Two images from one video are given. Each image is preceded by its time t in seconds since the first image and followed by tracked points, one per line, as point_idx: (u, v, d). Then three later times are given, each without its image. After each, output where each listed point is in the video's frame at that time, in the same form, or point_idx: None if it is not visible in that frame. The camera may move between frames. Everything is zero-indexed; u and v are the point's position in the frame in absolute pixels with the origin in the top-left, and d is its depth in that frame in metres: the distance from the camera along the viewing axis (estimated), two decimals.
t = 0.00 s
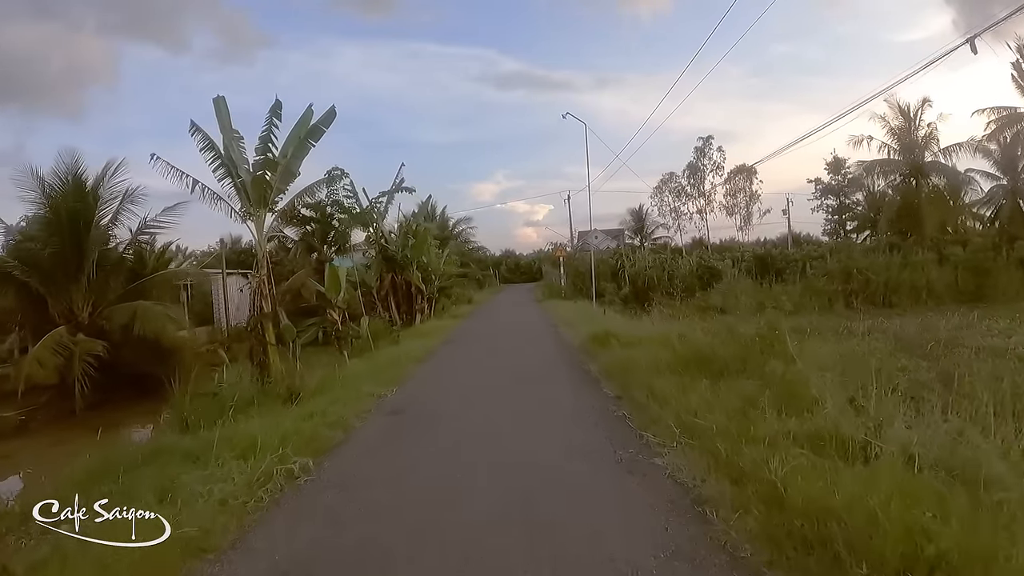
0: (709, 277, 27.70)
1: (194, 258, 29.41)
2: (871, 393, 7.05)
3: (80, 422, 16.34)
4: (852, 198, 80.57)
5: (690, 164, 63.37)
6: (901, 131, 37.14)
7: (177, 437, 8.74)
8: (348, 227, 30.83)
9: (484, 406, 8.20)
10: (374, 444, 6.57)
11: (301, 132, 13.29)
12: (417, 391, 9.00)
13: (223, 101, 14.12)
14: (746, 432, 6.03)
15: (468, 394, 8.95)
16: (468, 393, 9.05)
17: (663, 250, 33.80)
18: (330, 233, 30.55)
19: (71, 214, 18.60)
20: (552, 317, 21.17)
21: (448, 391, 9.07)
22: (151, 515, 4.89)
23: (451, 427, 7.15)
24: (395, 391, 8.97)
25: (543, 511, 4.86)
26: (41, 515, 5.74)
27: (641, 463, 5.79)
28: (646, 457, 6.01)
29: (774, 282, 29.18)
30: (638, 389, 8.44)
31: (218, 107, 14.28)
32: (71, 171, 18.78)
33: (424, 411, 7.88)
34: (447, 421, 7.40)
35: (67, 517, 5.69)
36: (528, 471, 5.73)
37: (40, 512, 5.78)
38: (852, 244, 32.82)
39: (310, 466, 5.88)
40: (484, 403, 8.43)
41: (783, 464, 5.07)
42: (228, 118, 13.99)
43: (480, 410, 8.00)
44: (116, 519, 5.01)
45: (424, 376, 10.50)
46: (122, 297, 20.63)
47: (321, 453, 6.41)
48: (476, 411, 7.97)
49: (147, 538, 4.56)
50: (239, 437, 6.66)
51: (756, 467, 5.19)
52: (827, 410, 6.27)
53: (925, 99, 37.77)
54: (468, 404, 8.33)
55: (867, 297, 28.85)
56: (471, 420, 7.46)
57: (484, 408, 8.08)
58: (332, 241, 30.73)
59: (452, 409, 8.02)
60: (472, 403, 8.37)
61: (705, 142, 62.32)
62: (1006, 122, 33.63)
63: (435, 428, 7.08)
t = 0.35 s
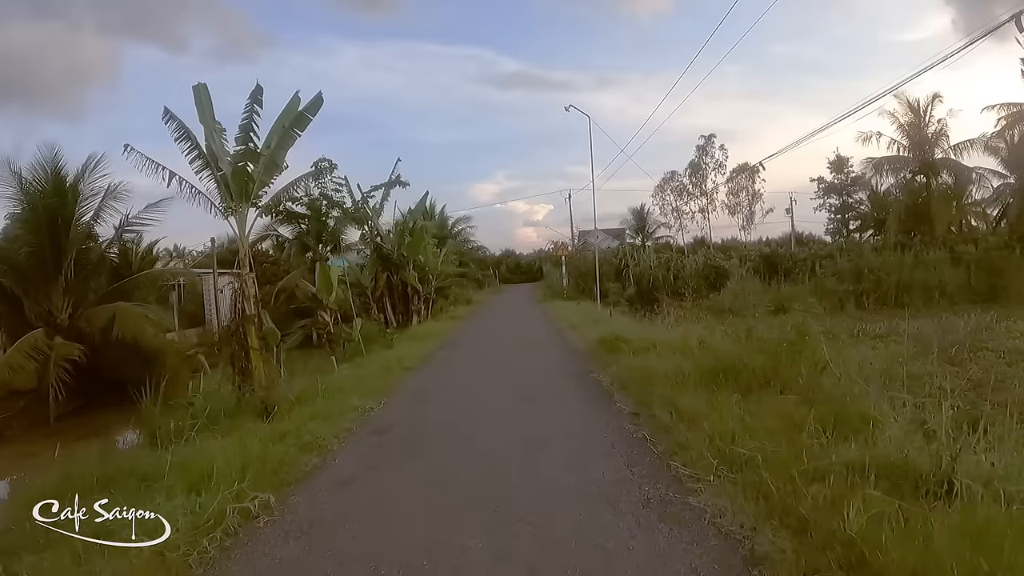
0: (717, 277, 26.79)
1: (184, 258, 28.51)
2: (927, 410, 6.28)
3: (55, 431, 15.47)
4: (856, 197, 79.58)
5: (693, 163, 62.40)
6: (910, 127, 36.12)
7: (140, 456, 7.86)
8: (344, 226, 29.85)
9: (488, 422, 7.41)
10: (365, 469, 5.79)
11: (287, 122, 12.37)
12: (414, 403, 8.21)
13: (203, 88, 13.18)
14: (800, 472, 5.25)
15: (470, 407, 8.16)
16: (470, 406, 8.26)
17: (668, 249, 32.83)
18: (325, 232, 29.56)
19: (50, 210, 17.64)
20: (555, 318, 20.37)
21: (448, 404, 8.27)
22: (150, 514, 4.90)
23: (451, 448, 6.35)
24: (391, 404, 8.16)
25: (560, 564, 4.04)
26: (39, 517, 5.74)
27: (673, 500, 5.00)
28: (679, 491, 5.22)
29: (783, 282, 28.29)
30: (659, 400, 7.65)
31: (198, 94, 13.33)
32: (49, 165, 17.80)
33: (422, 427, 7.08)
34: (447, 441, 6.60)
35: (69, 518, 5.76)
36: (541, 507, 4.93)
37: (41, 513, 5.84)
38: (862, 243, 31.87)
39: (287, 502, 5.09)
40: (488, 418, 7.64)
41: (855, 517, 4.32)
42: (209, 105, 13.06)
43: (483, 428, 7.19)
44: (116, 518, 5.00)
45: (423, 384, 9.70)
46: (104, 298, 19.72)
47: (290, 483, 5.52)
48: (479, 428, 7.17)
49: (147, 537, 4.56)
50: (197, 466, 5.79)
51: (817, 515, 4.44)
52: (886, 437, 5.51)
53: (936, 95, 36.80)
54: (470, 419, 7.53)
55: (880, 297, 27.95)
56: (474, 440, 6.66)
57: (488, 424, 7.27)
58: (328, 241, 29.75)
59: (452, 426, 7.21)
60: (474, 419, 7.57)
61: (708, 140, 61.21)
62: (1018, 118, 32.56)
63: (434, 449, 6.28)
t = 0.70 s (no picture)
0: (721, 276, 25.91)
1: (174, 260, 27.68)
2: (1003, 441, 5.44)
3: (28, 440, 14.65)
4: (859, 196, 78.55)
5: (694, 162, 61.57)
6: (919, 124, 35.17)
7: (95, 478, 7.05)
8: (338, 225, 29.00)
9: (487, 441, 6.52)
10: (346, 507, 4.90)
11: (269, 111, 11.47)
12: (401, 420, 7.28)
13: (181, 75, 12.34)
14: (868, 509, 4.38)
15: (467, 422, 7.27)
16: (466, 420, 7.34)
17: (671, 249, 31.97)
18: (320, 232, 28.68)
19: (27, 208, 16.75)
20: (555, 320, 19.54)
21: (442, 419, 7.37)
22: (151, 514, 4.85)
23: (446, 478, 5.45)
24: (378, 420, 7.28)
25: None
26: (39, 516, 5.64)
27: (714, 554, 4.14)
28: (718, 543, 4.38)
29: (790, 281, 27.48)
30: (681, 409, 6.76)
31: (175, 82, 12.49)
32: (27, 161, 16.89)
33: (414, 450, 6.19)
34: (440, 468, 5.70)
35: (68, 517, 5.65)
36: (551, 563, 4.03)
37: (42, 513, 5.74)
38: (871, 242, 30.98)
39: (241, 553, 4.26)
40: (488, 436, 6.73)
41: None
42: (187, 94, 12.23)
43: (483, 448, 6.31)
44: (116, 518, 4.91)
45: (415, 394, 8.80)
46: (84, 299, 18.90)
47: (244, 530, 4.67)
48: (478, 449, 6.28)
49: (149, 538, 4.51)
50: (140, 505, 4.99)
51: None
52: (963, 473, 4.71)
53: (945, 90, 35.87)
54: (465, 437, 6.63)
55: (890, 297, 27.04)
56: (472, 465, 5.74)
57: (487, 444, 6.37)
58: (323, 241, 28.90)
59: (447, 447, 6.32)
60: (472, 438, 6.68)
61: (709, 138, 60.31)
62: None
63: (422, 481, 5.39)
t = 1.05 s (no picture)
0: (728, 277, 25.05)
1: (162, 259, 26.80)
2: None
3: None
4: (861, 196, 77.72)
5: (696, 161, 60.73)
6: (929, 120, 34.24)
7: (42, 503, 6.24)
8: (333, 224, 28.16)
9: (488, 465, 5.65)
10: (319, 560, 4.06)
11: (249, 98, 10.63)
12: (386, 441, 6.32)
13: (156, 62, 11.52)
14: None
15: (465, 440, 6.40)
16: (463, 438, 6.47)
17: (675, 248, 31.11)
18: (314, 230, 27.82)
19: None
20: (557, 323, 18.68)
21: (437, 437, 6.49)
22: (152, 515, 4.68)
23: (439, 518, 4.59)
24: (364, 440, 6.41)
25: None
26: (38, 516, 5.40)
27: None
28: None
29: (798, 281, 26.67)
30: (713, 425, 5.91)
31: (150, 69, 11.63)
32: None
33: (403, 480, 5.33)
34: (434, 504, 4.84)
35: (66, 518, 5.40)
36: None
37: (40, 513, 5.50)
38: (881, 241, 30.11)
39: None
40: (488, 458, 5.86)
41: None
42: (162, 82, 11.43)
43: (483, 473, 5.45)
44: (115, 517, 4.75)
45: (407, 407, 7.92)
46: (64, 300, 18.00)
47: None
48: (477, 475, 5.41)
49: (148, 538, 4.35)
50: (72, 552, 4.20)
51: None
52: None
53: (955, 87, 34.99)
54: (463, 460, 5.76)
55: (902, 298, 26.25)
56: (471, 499, 4.88)
57: (487, 469, 5.50)
58: (317, 239, 28.05)
59: (441, 475, 5.46)
60: (471, 460, 5.80)
61: (711, 137, 59.39)
62: None
63: (405, 527, 4.44)
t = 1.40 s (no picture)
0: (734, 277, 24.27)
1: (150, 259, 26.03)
2: None
3: None
4: (863, 194, 77.00)
5: (697, 159, 59.94)
6: (937, 117, 33.37)
7: None
8: (329, 223, 27.45)
9: (487, 493, 4.90)
10: None
11: (229, 85, 9.88)
12: (370, 463, 5.56)
13: (131, 49, 10.77)
14: None
15: (458, 461, 5.62)
16: (457, 456, 5.70)
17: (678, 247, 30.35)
18: (308, 229, 27.04)
19: None
20: (558, 323, 17.89)
21: (428, 456, 5.71)
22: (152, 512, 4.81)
23: (426, 569, 3.82)
24: (345, 461, 5.63)
25: None
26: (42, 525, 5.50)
27: None
28: None
29: (804, 281, 25.95)
30: (750, 444, 5.17)
31: (125, 57, 10.89)
32: None
33: (386, 515, 4.55)
34: (422, 547, 4.09)
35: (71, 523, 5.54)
36: None
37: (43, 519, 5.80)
38: (890, 240, 29.35)
39: None
40: (485, 485, 5.10)
41: None
42: (137, 70, 10.68)
43: (481, 506, 4.69)
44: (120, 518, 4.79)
45: (396, 416, 7.14)
46: (45, 301, 17.16)
47: None
48: (474, 507, 4.65)
49: (148, 537, 4.39)
50: None
51: None
52: None
53: (963, 82, 34.17)
54: (456, 488, 4.99)
55: (912, 299, 25.49)
56: (465, 541, 4.11)
57: (485, 501, 4.72)
58: (311, 238, 27.28)
59: (432, 508, 4.70)
60: (465, 487, 5.04)
61: (713, 136, 58.62)
62: None
63: None
